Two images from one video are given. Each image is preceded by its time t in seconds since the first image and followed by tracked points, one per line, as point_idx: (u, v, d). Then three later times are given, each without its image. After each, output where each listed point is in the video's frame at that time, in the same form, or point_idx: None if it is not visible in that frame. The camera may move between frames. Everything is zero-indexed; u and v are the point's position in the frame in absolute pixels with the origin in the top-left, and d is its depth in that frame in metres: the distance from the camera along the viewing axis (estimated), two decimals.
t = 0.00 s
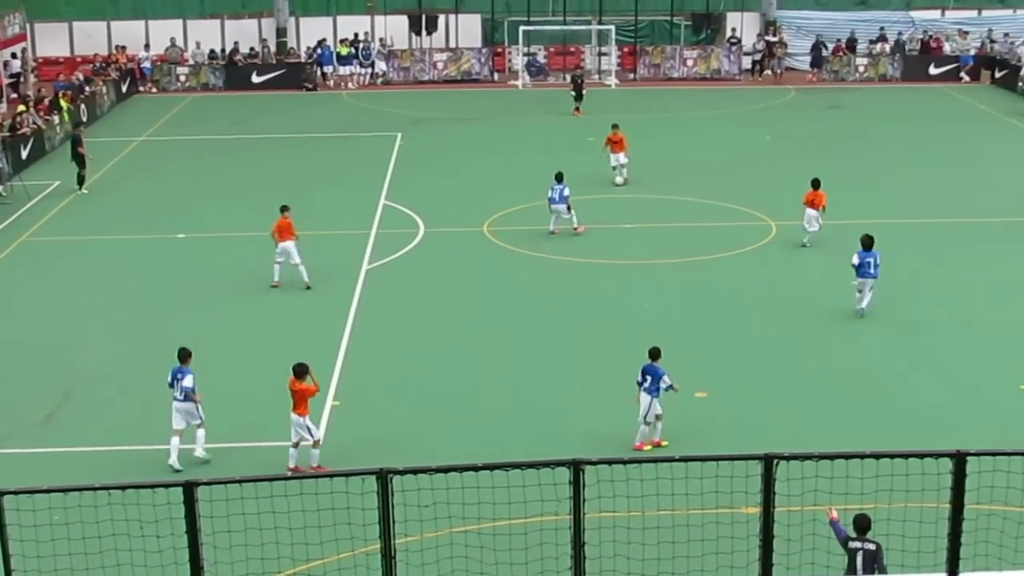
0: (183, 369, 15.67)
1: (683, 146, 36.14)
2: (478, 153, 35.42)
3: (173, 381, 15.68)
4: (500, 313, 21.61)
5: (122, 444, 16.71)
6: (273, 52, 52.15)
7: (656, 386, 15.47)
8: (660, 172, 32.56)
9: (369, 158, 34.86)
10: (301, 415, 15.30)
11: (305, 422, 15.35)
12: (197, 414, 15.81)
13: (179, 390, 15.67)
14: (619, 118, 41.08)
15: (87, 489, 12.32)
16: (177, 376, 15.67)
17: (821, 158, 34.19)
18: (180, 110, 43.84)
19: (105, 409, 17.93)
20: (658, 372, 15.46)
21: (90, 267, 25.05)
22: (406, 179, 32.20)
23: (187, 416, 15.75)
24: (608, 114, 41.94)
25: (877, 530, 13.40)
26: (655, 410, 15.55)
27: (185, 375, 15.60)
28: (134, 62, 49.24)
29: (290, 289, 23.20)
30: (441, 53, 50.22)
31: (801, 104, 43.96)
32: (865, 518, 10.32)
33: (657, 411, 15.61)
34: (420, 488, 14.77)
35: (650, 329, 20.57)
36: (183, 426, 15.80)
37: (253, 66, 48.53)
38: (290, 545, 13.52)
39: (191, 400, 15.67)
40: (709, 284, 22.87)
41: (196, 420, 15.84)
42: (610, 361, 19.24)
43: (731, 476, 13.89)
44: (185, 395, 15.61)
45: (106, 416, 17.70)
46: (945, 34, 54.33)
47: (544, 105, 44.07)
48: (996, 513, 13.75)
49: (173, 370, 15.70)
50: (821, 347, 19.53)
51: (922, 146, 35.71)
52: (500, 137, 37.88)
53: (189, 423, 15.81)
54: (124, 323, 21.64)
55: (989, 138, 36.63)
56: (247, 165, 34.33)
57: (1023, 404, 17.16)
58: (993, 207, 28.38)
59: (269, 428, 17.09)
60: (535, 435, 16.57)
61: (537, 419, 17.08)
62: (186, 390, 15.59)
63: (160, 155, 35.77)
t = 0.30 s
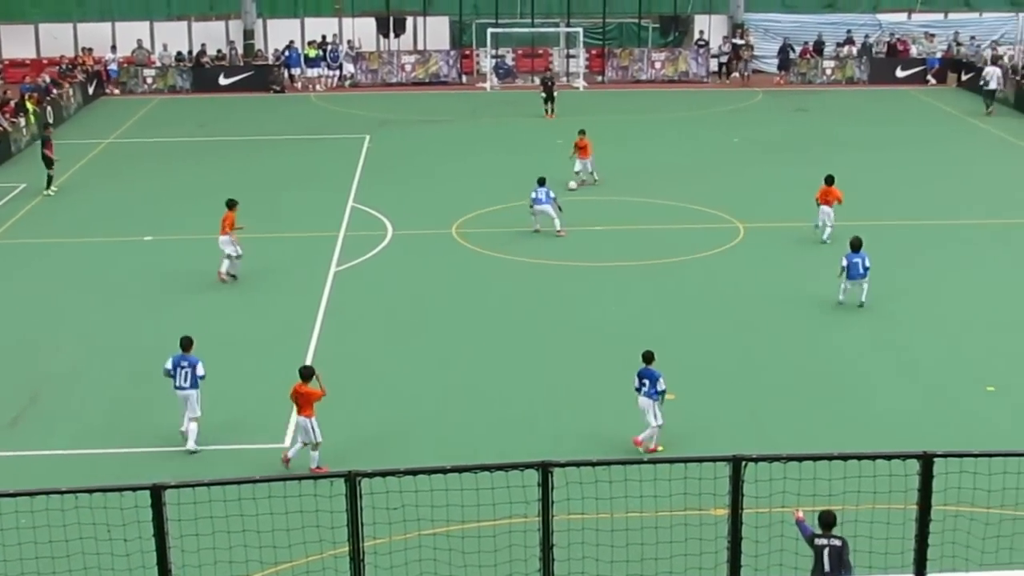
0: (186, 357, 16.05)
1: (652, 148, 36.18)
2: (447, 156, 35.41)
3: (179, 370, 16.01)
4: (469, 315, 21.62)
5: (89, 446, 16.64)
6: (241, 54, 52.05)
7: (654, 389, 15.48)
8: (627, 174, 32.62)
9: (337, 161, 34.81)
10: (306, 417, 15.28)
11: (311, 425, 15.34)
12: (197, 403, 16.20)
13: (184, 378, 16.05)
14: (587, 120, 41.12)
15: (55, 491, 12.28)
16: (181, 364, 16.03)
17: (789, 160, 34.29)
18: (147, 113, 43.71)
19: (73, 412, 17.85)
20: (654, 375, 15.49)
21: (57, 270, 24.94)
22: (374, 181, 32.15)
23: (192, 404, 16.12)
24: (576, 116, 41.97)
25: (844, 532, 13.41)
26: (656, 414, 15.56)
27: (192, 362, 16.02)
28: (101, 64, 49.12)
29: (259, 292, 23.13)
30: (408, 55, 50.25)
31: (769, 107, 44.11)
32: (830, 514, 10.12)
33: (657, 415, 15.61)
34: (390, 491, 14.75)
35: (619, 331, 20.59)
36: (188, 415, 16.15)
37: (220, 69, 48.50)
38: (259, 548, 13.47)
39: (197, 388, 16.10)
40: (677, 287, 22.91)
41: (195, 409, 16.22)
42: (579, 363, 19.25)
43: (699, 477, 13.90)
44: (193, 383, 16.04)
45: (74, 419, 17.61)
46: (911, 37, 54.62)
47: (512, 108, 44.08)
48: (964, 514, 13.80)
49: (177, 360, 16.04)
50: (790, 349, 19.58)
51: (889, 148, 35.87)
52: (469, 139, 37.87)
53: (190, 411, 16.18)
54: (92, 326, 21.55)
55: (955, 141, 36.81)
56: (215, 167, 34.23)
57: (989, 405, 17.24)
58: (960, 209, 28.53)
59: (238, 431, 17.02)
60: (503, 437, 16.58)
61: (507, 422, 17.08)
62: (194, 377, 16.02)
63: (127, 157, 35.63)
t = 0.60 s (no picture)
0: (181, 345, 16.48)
1: (629, 150, 36.24)
2: (423, 157, 35.42)
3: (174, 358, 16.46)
4: (447, 316, 21.65)
5: (64, 448, 16.60)
6: (217, 55, 51.96)
7: (656, 391, 15.37)
8: (604, 176, 32.67)
9: (314, 162, 34.78)
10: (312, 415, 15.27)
11: (319, 423, 15.33)
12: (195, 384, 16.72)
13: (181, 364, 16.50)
14: (563, 122, 41.16)
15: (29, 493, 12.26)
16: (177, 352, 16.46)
17: (765, 162, 34.38)
18: (123, 113, 43.60)
19: (49, 413, 17.80)
20: (654, 377, 15.36)
21: (32, 270, 24.88)
22: (350, 182, 32.14)
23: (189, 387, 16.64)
24: (553, 117, 42.01)
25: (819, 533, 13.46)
26: (659, 415, 15.48)
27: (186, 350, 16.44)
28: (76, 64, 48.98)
29: (234, 293, 23.11)
30: (384, 57, 50.24)
31: (745, 108, 44.25)
32: (803, 508, 10.11)
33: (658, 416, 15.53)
34: (366, 492, 14.75)
35: (595, 332, 20.62)
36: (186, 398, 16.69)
37: (196, 70, 48.45)
38: (235, 550, 13.46)
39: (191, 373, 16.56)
40: (653, 288, 22.96)
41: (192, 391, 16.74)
42: (555, 364, 19.28)
43: (675, 479, 13.94)
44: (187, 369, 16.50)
45: (49, 420, 17.58)
46: (887, 39, 54.84)
47: (489, 109, 44.09)
48: (940, 515, 13.87)
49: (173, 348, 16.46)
50: (765, 351, 19.65)
51: (864, 150, 36.02)
52: (445, 140, 37.88)
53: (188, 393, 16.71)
54: (67, 327, 21.50)
55: (930, 143, 36.96)
56: (190, 168, 34.16)
57: (965, 406, 17.34)
58: (935, 211, 28.63)
59: (215, 432, 17.00)
60: (481, 437, 16.63)
61: (483, 423, 17.11)
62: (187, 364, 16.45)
63: (103, 158, 35.54)
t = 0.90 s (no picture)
0: (174, 331, 17.08)
1: (612, 150, 36.28)
2: (408, 157, 35.42)
3: (168, 343, 17.04)
4: (431, 315, 21.66)
5: (47, 447, 16.57)
6: (201, 55, 51.90)
7: (657, 388, 15.50)
8: (588, 176, 32.71)
9: (298, 162, 34.76)
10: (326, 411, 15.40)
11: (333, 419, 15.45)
12: (185, 367, 17.35)
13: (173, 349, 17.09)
14: (547, 122, 41.20)
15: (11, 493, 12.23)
16: (170, 338, 17.04)
17: (749, 162, 34.44)
18: (106, 113, 43.53)
19: (32, 412, 17.77)
20: (653, 374, 15.48)
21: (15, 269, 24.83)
22: (334, 182, 32.14)
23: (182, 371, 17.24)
24: (536, 117, 42.06)
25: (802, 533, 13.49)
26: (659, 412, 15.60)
27: (180, 336, 17.05)
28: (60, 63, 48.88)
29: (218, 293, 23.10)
30: (368, 57, 50.22)
31: (728, 108, 44.34)
32: (786, 504, 10.14)
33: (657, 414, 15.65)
34: (350, 493, 14.75)
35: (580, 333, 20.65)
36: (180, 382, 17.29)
37: (180, 70, 48.41)
38: (219, 549, 13.45)
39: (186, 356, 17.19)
40: (637, 289, 23.00)
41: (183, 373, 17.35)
42: (539, 364, 19.31)
43: (659, 479, 13.96)
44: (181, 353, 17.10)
45: (32, 419, 17.55)
46: (871, 40, 54.97)
47: (473, 109, 44.12)
48: (923, 516, 13.92)
49: (165, 334, 17.04)
50: (749, 351, 19.69)
51: (847, 151, 36.11)
52: (429, 141, 37.88)
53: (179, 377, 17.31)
54: (51, 326, 21.47)
55: (913, 143, 37.06)
56: (174, 168, 34.12)
57: (948, 407, 17.40)
58: (919, 212, 28.72)
59: (199, 432, 16.98)
60: (464, 437, 16.64)
61: (467, 423, 17.12)
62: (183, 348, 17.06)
63: (86, 158, 35.47)
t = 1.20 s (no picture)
0: (166, 317, 17.60)
1: (604, 150, 36.29)
2: (401, 157, 35.43)
3: (162, 330, 17.55)
4: (424, 315, 21.67)
5: (39, 447, 16.55)
6: (193, 54, 51.87)
7: (642, 385, 15.55)
8: (580, 176, 32.73)
9: (291, 161, 34.76)
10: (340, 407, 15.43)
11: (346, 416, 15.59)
12: (174, 354, 17.84)
13: (166, 334, 17.61)
14: (540, 122, 41.21)
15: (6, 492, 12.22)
16: (163, 324, 17.56)
17: (740, 163, 34.48)
18: (100, 113, 43.51)
19: (24, 413, 17.74)
20: (634, 374, 15.53)
21: (8, 269, 24.83)
22: (328, 182, 32.14)
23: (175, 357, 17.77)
24: (529, 117, 42.07)
25: (794, 535, 13.52)
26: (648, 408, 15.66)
27: (173, 321, 17.58)
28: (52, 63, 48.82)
29: (212, 294, 23.08)
30: (361, 56, 50.25)
31: (721, 109, 44.37)
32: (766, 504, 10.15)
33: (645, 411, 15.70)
34: (343, 493, 14.75)
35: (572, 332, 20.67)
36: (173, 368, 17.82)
37: (173, 70, 48.41)
38: (211, 549, 13.41)
39: (177, 341, 17.73)
40: (630, 288, 23.02)
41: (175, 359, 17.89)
42: (533, 364, 19.33)
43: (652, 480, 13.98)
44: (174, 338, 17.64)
45: (25, 419, 17.52)
46: (864, 40, 55.06)
47: (466, 109, 44.13)
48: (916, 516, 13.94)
49: (157, 320, 17.55)
50: (741, 352, 19.71)
51: (840, 151, 36.17)
52: (422, 141, 37.88)
53: (172, 363, 17.84)
54: (43, 326, 21.45)
55: (906, 144, 37.12)
56: (167, 168, 34.09)
57: (942, 407, 17.43)
58: (911, 211, 28.79)
59: (191, 433, 16.96)
60: (457, 437, 16.66)
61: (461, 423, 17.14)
62: (177, 333, 17.60)
63: (79, 158, 35.43)
